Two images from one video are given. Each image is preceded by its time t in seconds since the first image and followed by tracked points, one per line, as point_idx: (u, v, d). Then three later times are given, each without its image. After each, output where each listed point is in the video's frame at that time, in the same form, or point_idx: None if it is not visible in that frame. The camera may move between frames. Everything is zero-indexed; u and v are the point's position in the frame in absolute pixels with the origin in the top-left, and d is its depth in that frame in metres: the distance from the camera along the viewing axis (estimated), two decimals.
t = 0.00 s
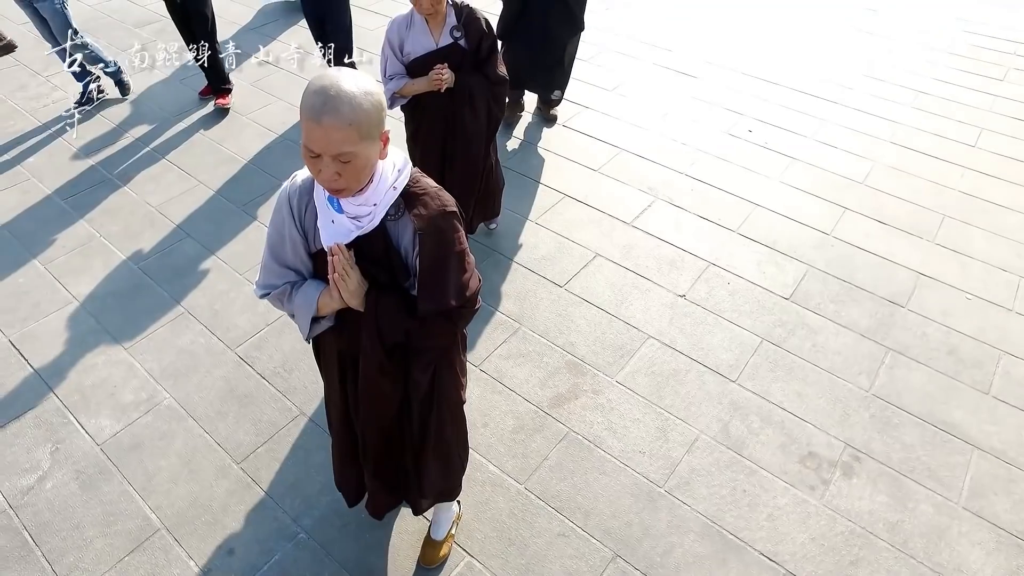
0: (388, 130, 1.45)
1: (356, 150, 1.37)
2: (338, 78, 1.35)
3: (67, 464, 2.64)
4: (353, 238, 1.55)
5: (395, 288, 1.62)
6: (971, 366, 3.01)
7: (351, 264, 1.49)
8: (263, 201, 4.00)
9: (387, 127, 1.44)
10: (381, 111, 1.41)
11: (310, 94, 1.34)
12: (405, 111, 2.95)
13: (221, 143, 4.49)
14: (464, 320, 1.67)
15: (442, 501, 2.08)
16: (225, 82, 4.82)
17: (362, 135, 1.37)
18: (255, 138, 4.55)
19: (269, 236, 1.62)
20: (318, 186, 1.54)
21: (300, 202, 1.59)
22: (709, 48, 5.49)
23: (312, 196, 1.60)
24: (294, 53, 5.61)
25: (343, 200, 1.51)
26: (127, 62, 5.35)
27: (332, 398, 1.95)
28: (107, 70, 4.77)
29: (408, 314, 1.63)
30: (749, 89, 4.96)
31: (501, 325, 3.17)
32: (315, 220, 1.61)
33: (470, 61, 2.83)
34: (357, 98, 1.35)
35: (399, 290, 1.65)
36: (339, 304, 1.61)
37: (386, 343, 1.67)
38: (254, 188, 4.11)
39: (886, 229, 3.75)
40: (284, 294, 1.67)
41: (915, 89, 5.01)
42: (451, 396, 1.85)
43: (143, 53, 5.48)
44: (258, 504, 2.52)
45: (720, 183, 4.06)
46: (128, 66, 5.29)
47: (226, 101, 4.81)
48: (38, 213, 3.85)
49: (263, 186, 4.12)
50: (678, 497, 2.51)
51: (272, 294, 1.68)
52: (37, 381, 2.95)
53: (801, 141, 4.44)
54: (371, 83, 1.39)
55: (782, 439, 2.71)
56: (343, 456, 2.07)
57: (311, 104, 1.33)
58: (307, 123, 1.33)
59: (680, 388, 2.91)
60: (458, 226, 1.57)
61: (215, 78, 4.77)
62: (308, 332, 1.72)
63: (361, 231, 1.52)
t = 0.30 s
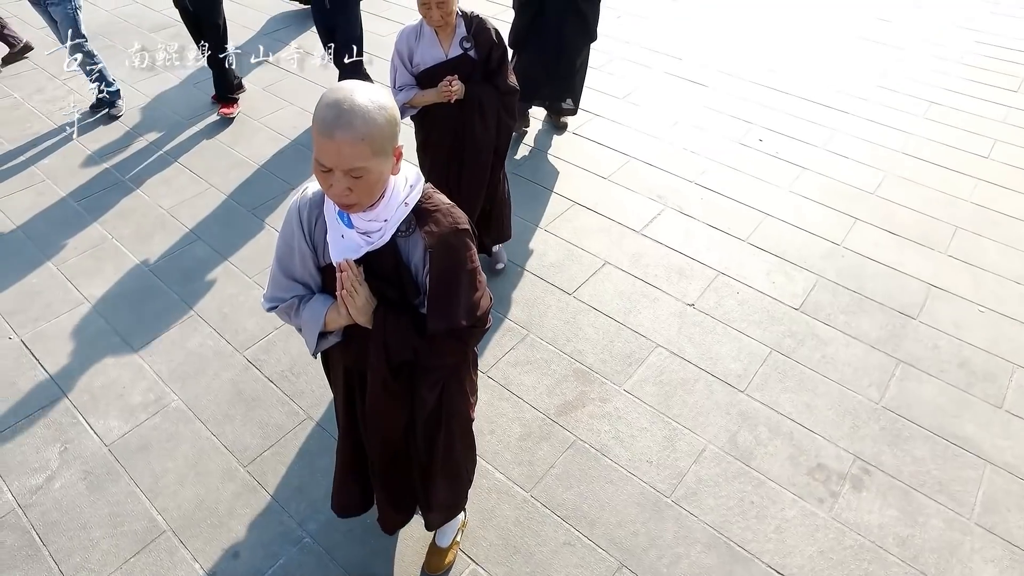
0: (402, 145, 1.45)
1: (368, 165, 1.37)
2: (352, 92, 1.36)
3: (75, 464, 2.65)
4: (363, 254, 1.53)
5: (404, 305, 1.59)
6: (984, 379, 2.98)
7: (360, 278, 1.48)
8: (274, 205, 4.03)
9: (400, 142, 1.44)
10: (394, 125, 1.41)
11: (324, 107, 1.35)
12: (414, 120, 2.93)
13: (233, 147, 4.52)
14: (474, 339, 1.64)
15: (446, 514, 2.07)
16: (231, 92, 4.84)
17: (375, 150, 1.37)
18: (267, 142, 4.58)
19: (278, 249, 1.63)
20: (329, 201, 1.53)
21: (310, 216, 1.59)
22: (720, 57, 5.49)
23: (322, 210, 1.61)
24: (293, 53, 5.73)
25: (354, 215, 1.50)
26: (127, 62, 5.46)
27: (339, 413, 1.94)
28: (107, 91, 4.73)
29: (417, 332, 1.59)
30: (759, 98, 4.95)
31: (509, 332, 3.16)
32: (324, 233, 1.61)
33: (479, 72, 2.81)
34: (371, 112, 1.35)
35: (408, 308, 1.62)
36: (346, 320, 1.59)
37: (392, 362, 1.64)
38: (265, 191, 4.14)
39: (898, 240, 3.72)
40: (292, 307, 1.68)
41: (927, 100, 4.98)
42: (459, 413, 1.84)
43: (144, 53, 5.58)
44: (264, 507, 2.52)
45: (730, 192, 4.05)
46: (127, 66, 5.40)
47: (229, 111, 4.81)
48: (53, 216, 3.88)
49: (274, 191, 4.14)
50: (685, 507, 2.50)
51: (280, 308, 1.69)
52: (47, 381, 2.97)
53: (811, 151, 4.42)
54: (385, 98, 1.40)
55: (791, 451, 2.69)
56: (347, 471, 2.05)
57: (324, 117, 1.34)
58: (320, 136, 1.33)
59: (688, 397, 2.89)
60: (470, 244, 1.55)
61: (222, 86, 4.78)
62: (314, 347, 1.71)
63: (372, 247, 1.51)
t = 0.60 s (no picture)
0: (413, 160, 1.43)
1: (379, 181, 1.35)
2: (364, 106, 1.34)
3: (83, 465, 2.66)
4: (373, 269, 1.53)
5: (414, 322, 1.59)
6: (996, 393, 2.94)
7: (369, 293, 1.48)
8: (284, 209, 4.05)
9: (412, 156, 1.42)
10: (407, 140, 1.39)
11: (334, 122, 1.33)
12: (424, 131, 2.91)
13: (244, 151, 4.55)
14: (484, 357, 1.64)
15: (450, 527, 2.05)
16: (241, 99, 4.81)
17: (386, 166, 1.35)
18: (278, 147, 4.61)
19: (286, 261, 1.63)
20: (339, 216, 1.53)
21: (319, 228, 1.60)
22: (731, 66, 5.48)
23: (332, 223, 1.61)
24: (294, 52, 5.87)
25: (364, 230, 1.49)
26: (127, 62, 5.58)
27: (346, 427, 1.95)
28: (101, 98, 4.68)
29: (426, 350, 1.60)
30: (770, 107, 4.94)
31: (516, 338, 3.16)
32: (334, 247, 1.61)
33: (491, 84, 2.79)
34: (382, 126, 1.34)
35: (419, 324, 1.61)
36: (354, 335, 1.60)
37: (401, 377, 1.63)
38: (276, 195, 4.16)
39: (909, 251, 3.70)
40: (301, 320, 1.68)
41: (939, 110, 4.95)
42: (468, 430, 1.84)
43: (144, 53, 5.73)
44: (270, 511, 2.52)
45: (740, 201, 4.03)
46: (127, 66, 5.52)
47: (241, 121, 4.80)
48: (67, 219, 3.91)
49: (285, 195, 4.16)
50: (692, 518, 2.48)
51: (288, 320, 1.69)
52: (57, 381, 2.99)
53: (822, 160, 4.40)
54: (398, 112, 1.38)
55: (799, 462, 2.67)
56: (353, 485, 2.06)
57: (334, 131, 1.32)
58: (330, 152, 1.31)
59: (696, 407, 2.87)
60: (482, 261, 1.53)
61: (233, 94, 4.76)
62: (323, 361, 1.70)
63: (382, 262, 1.50)
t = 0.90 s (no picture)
0: (426, 174, 1.43)
1: (391, 196, 1.35)
2: (377, 120, 1.34)
3: (91, 465, 2.68)
4: (383, 282, 1.53)
5: (424, 337, 1.58)
6: (1009, 407, 2.91)
7: (380, 307, 1.48)
8: (295, 213, 4.07)
9: (425, 169, 1.42)
10: (419, 153, 1.38)
11: (347, 135, 1.33)
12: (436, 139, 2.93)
13: (256, 155, 4.59)
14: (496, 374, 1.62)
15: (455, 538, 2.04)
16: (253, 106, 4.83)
17: (398, 181, 1.35)
18: (289, 151, 4.64)
19: (297, 272, 1.64)
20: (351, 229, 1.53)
21: (330, 240, 1.60)
22: (742, 74, 5.48)
23: (343, 236, 1.61)
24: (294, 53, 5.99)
25: (375, 243, 1.49)
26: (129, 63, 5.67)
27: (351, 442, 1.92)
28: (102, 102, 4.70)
29: (437, 366, 1.58)
30: (781, 116, 4.93)
31: (524, 345, 3.16)
32: (344, 259, 1.61)
33: (505, 98, 2.77)
34: (395, 140, 1.33)
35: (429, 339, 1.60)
36: (363, 349, 1.60)
37: (412, 393, 1.61)
38: (286, 199, 4.18)
39: (920, 262, 3.67)
40: (310, 332, 1.69)
41: (952, 121, 4.93)
42: (478, 446, 1.85)
43: (143, 53, 5.83)
44: (276, 514, 2.52)
45: (750, 211, 4.02)
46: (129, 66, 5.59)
47: (252, 126, 4.82)
48: (82, 221, 3.95)
49: (295, 199, 4.18)
50: (699, 528, 2.46)
51: (298, 331, 1.69)
52: (67, 380, 3.01)
53: (833, 170, 4.39)
54: (411, 126, 1.38)
55: (808, 473, 2.65)
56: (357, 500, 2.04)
57: (346, 144, 1.32)
58: (342, 166, 1.31)
59: (704, 416, 2.86)
60: (494, 276, 1.52)
61: (245, 101, 4.78)
62: (332, 373, 1.70)
63: (392, 275, 1.51)
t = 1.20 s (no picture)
0: (442, 187, 1.43)
1: (406, 211, 1.36)
2: (391, 133, 1.35)
3: (100, 465, 2.69)
4: (397, 296, 1.53)
5: (437, 352, 1.58)
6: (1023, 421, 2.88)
7: (393, 321, 1.48)
8: (305, 217, 4.09)
9: (441, 183, 1.42)
10: (434, 167, 1.38)
11: (361, 149, 1.33)
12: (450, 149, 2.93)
13: (267, 159, 4.62)
14: (510, 391, 1.60)
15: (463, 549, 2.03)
16: (266, 110, 4.88)
17: (412, 196, 1.36)
18: (300, 155, 4.67)
19: (310, 284, 1.64)
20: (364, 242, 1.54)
21: (343, 253, 1.60)
22: (754, 83, 5.47)
23: (356, 248, 1.61)
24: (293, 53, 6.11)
25: (389, 257, 1.51)
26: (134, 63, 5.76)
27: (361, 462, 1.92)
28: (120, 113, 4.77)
29: (450, 382, 1.59)
30: (792, 125, 4.91)
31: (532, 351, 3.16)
32: (357, 271, 1.62)
33: (520, 109, 2.77)
34: (410, 153, 1.34)
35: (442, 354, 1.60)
36: (376, 363, 1.61)
37: (424, 408, 1.62)
38: (297, 203, 4.21)
39: (932, 272, 3.65)
40: (322, 344, 1.69)
41: (965, 131, 4.90)
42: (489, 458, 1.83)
43: (143, 53, 5.91)
44: (282, 517, 2.53)
45: (760, 219, 4.01)
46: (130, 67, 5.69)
47: (264, 130, 4.86)
48: (96, 224, 3.98)
49: (305, 204, 4.20)
50: (706, 538, 2.44)
51: (310, 343, 1.69)
52: (78, 380, 3.03)
53: (845, 180, 4.37)
54: (425, 139, 1.38)
55: (817, 485, 2.63)
56: (366, 520, 2.03)
57: (360, 157, 1.32)
58: (356, 180, 1.32)
59: (712, 425, 2.84)
60: (508, 291, 1.52)
61: (258, 105, 4.82)
62: (344, 386, 1.70)
63: (405, 289, 1.51)
